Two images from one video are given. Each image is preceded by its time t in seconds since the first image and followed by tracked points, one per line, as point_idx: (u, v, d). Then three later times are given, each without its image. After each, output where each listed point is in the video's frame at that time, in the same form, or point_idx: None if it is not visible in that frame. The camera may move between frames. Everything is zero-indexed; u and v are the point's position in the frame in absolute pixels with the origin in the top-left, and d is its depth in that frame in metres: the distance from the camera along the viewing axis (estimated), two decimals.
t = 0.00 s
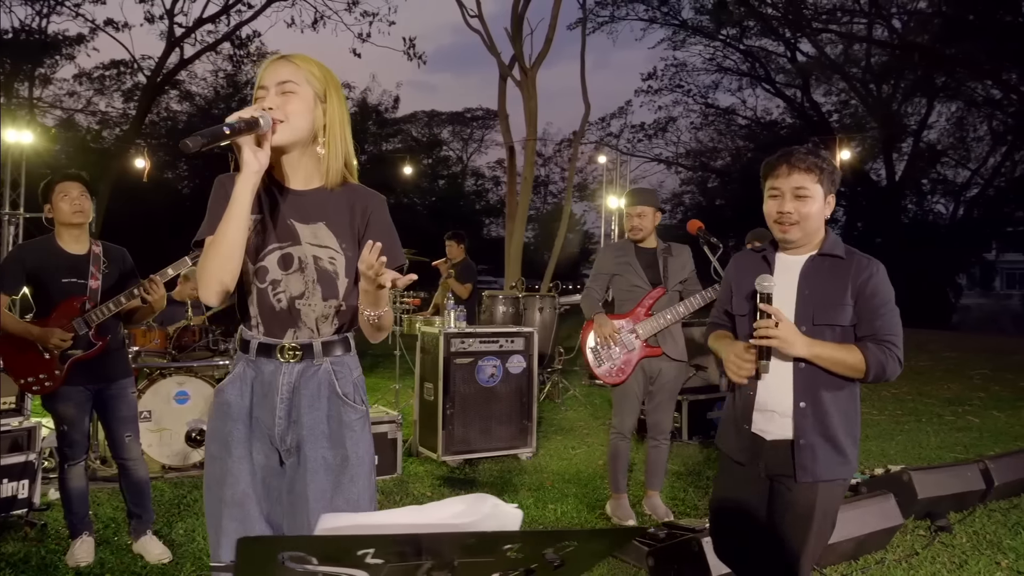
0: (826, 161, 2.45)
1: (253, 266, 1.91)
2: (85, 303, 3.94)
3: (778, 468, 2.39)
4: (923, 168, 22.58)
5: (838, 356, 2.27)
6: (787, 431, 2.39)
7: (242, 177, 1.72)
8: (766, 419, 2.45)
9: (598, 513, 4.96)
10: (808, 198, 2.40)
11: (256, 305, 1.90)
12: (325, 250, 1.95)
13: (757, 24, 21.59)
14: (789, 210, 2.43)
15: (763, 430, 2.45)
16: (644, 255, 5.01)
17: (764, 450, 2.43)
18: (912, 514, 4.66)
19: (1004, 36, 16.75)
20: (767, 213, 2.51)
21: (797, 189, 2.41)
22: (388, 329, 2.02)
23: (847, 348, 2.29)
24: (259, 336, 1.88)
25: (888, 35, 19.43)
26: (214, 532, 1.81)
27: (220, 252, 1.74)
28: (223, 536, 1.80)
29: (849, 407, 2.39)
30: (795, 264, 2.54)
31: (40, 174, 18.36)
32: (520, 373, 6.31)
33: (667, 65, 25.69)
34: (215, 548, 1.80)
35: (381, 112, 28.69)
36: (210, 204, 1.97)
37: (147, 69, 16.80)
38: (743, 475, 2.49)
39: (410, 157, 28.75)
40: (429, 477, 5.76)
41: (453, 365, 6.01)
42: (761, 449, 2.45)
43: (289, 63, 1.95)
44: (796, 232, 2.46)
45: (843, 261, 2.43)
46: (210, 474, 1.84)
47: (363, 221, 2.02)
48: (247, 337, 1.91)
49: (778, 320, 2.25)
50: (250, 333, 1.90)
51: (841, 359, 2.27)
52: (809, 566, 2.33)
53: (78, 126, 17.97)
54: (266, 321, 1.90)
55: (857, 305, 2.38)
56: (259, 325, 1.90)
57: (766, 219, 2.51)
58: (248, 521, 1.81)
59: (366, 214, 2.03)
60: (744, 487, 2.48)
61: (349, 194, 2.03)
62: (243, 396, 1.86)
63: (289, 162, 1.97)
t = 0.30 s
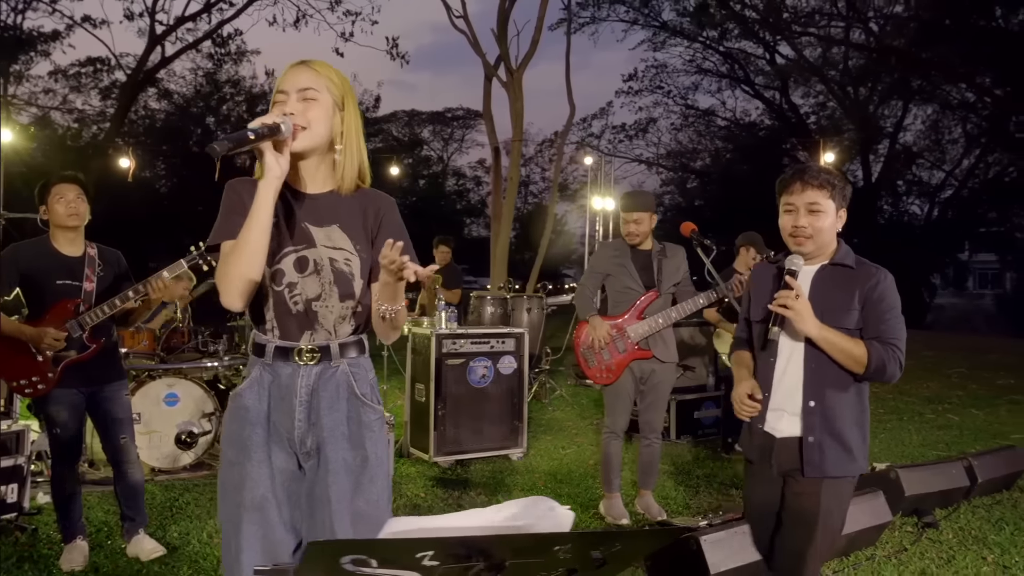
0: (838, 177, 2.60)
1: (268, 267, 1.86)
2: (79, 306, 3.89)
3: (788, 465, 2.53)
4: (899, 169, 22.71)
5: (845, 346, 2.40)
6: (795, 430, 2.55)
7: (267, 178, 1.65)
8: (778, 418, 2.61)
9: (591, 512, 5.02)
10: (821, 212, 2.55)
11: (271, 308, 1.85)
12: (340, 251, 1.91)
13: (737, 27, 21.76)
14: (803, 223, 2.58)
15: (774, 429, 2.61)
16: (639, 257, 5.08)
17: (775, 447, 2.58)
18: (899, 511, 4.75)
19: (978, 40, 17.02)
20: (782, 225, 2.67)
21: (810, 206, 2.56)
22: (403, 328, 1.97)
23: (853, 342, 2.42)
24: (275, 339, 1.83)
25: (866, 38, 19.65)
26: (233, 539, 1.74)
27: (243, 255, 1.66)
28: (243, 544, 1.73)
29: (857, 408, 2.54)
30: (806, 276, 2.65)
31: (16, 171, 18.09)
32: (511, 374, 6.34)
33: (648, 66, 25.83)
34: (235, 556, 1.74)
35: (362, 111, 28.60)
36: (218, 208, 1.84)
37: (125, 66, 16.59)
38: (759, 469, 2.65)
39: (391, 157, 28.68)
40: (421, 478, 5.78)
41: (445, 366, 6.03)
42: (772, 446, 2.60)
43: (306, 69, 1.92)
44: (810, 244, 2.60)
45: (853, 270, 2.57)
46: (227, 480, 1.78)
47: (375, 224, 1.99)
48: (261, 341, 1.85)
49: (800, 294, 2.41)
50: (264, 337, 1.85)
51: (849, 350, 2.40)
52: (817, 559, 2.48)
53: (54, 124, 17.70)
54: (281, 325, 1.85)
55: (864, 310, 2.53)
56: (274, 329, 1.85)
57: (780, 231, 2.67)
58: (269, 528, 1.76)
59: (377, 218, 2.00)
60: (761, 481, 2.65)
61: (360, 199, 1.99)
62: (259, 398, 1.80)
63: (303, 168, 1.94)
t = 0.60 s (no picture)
0: (843, 185, 2.89)
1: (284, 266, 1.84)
2: (73, 306, 3.86)
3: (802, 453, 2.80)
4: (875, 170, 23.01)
5: (848, 337, 2.66)
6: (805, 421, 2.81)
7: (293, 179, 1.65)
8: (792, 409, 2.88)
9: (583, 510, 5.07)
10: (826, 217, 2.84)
11: (286, 306, 1.84)
12: (355, 250, 1.93)
13: (718, 29, 21.92)
14: (809, 228, 2.88)
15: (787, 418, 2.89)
16: (629, 261, 5.12)
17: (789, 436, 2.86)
18: (886, 507, 4.83)
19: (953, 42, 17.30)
20: (792, 230, 2.97)
21: (816, 211, 2.86)
22: (411, 327, 1.99)
23: (855, 334, 2.67)
24: (290, 340, 1.81)
25: (844, 40, 19.87)
26: (255, 542, 1.74)
27: (269, 253, 1.65)
28: (266, 547, 1.73)
29: (865, 398, 2.78)
30: (813, 274, 2.93)
31: None
32: (501, 374, 6.37)
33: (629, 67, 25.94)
34: (256, 558, 1.73)
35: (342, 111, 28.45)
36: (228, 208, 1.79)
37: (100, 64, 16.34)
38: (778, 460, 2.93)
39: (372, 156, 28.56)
40: (412, 478, 5.79)
41: (436, 366, 6.04)
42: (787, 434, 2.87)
43: (326, 72, 1.92)
44: (817, 247, 2.89)
45: (857, 269, 2.84)
46: (245, 484, 1.77)
47: (387, 225, 2.02)
48: (275, 342, 1.83)
49: (803, 288, 2.68)
50: (278, 337, 1.83)
51: (850, 341, 2.66)
52: (828, 540, 2.68)
53: (29, 121, 17.40)
54: (297, 325, 1.83)
55: (866, 306, 2.79)
56: (288, 330, 1.83)
57: (790, 236, 2.97)
58: (291, 529, 1.76)
59: (389, 219, 2.03)
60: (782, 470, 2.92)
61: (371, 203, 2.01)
62: (278, 400, 1.79)
63: (317, 170, 1.93)
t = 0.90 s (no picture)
0: (841, 186, 3.08)
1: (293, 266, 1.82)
2: (64, 307, 3.83)
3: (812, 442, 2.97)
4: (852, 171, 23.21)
5: (852, 328, 2.84)
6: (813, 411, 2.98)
7: (309, 178, 1.64)
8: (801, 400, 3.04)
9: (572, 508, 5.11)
10: (827, 216, 3.03)
11: (297, 306, 1.84)
12: (363, 250, 1.94)
13: (699, 30, 22.04)
14: (812, 226, 3.06)
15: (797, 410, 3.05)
16: (618, 262, 5.16)
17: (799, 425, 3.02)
18: (872, 503, 4.90)
19: (929, 46, 17.53)
20: (794, 230, 3.15)
21: (818, 211, 3.05)
22: (413, 326, 2.04)
23: (859, 325, 2.85)
24: (301, 341, 1.81)
25: (823, 42, 20.04)
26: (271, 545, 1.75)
27: (286, 255, 1.64)
28: (283, 549, 1.75)
29: (870, 388, 2.95)
30: (816, 272, 3.12)
31: None
32: (489, 373, 6.38)
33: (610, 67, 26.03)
34: (273, 560, 1.75)
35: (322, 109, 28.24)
36: (235, 209, 1.75)
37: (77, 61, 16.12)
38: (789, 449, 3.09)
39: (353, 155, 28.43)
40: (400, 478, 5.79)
41: (424, 365, 6.04)
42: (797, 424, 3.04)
43: (334, 71, 1.90)
44: (819, 245, 3.07)
45: (857, 265, 3.04)
46: (258, 486, 1.78)
47: (390, 225, 2.04)
48: (284, 342, 1.83)
49: (807, 284, 2.84)
50: (288, 337, 1.83)
51: (854, 332, 2.83)
52: (835, 518, 2.83)
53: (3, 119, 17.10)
54: (306, 327, 1.84)
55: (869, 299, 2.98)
56: (297, 331, 1.83)
57: (792, 235, 3.15)
58: (307, 530, 1.78)
59: (393, 220, 2.06)
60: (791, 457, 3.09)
61: (376, 204, 2.02)
62: (290, 401, 1.79)
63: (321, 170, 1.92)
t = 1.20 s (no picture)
0: (832, 190, 3.17)
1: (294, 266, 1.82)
2: (50, 310, 3.79)
3: (818, 438, 3.04)
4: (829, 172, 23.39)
5: (850, 323, 2.93)
6: (815, 409, 3.06)
7: (317, 183, 1.64)
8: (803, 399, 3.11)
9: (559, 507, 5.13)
10: (821, 220, 3.12)
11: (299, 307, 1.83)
12: (363, 250, 1.94)
13: (679, 31, 22.19)
14: (806, 230, 3.14)
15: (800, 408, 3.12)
16: (603, 259, 5.18)
17: (803, 424, 3.10)
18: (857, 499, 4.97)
19: (904, 49, 17.76)
20: (789, 233, 3.23)
21: (812, 215, 3.13)
22: (411, 325, 2.06)
23: (858, 320, 2.94)
24: (302, 342, 1.81)
25: (800, 44, 20.27)
26: (276, 547, 1.74)
27: (295, 257, 1.63)
28: (289, 551, 1.74)
29: (870, 382, 3.03)
30: (812, 272, 3.20)
31: None
32: (475, 373, 6.39)
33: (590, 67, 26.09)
34: (277, 561, 1.74)
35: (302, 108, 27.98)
36: (238, 210, 1.74)
37: (52, 59, 15.86)
38: (796, 449, 3.17)
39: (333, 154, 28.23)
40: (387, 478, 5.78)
41: (410, 366, 6.03)
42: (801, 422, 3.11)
43: (333, 70, 1.87)
44: (814, 247, 3.16)
45: (852, 264, 3.13)
46: (261, 488, 1.77)
47: (389, 224, 2.04)
48: (286, 343, 1.82)
49: (804, 279, 2.92)
50: (290, 338, 1.82)
51: (853, 327, 2.92)
52: (862, 513, 2.92)
53: None
54: (309, 328, 1.83)
55: (865, 296, 3.07)
56: (298, 332, 1.83)
57: (788, 238, 3.23)
58: (311, 531, 1.78)
59: (391, 218, 2.06)
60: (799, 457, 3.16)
61: (374, 204, 2.02)
62: (292, 403, 1.79)
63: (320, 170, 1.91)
